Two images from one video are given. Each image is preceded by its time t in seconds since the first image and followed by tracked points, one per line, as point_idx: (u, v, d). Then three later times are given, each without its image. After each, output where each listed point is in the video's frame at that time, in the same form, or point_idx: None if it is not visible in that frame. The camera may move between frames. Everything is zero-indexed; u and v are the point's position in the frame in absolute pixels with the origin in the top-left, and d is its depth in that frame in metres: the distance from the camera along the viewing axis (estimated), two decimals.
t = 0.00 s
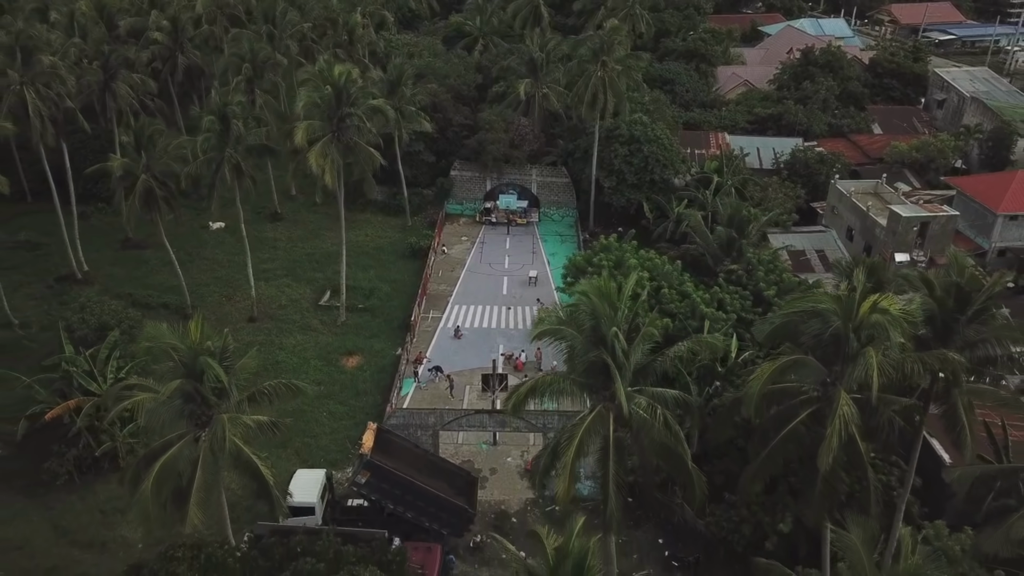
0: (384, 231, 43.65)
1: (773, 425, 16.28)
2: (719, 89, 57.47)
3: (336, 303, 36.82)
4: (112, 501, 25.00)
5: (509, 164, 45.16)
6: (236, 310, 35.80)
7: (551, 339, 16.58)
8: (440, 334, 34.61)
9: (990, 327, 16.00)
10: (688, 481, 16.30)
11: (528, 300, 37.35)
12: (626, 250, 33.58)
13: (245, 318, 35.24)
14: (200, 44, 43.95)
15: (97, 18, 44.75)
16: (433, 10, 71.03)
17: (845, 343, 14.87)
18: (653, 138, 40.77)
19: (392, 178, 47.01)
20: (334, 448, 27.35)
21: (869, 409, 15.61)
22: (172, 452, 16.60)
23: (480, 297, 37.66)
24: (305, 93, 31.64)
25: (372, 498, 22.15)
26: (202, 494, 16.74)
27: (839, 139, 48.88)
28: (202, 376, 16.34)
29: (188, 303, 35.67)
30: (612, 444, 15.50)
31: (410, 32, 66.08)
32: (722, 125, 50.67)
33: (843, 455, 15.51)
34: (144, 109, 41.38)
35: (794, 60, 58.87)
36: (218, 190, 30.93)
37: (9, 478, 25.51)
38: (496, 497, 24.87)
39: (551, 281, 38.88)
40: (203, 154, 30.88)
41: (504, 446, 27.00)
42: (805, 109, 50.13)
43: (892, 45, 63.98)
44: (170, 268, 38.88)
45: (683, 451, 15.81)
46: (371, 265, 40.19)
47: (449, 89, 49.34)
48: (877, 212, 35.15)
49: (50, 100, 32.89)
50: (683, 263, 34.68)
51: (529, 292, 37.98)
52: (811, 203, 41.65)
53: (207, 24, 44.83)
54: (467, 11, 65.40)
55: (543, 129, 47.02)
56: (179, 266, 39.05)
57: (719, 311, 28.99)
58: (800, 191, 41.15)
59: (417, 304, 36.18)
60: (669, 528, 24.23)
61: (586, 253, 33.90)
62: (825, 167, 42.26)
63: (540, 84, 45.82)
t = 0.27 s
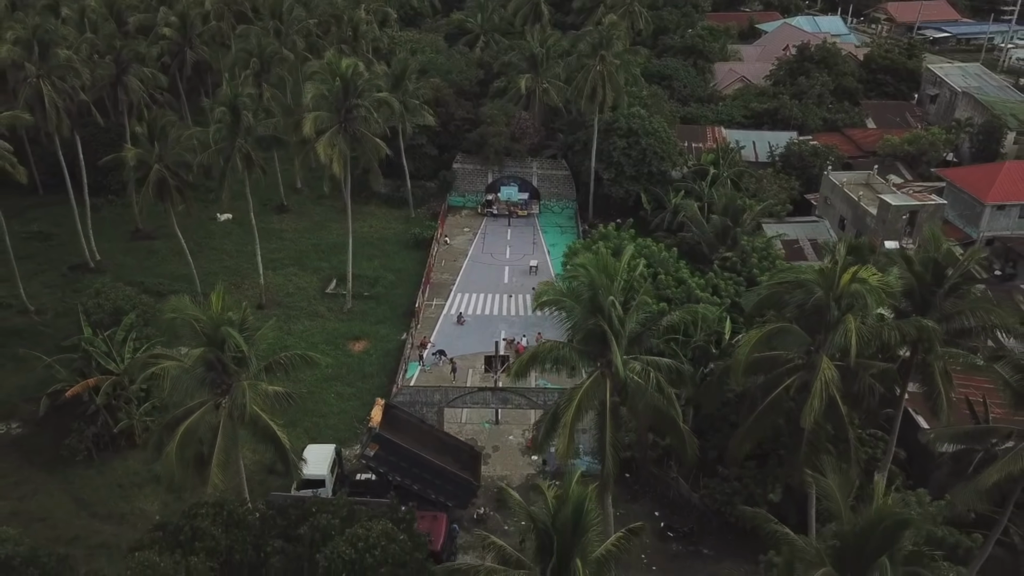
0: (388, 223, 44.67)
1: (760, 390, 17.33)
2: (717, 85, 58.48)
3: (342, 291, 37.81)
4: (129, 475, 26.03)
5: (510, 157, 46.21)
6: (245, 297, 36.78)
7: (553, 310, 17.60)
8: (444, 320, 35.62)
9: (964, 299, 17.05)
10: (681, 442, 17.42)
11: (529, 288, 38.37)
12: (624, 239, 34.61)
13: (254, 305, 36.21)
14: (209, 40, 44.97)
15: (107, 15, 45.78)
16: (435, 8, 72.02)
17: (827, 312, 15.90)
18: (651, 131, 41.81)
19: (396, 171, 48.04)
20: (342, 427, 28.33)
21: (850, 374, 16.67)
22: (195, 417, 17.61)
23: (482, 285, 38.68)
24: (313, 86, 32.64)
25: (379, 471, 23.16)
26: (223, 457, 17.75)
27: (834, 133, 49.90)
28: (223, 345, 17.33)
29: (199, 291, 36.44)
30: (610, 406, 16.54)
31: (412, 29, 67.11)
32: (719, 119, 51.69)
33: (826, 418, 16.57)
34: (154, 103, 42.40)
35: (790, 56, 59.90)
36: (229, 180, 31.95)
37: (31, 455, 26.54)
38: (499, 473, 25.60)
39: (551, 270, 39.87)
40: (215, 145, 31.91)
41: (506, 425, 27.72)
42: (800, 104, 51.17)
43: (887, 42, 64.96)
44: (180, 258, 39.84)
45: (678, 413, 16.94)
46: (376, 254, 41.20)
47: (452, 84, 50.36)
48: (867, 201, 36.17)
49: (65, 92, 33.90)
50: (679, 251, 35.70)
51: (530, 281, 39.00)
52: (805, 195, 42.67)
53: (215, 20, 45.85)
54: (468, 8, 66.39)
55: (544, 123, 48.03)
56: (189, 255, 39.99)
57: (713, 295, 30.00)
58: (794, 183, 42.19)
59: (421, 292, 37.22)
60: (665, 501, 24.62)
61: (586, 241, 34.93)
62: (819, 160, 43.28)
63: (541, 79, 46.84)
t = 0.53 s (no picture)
0: (392, 215, 45.69)
1: (750, 361, 18.32)
2: (714, 81, 59.45)
3: (348, 280, 38.81)
4: (145, 453, 26.99)
5: (512, 151, 47.22)
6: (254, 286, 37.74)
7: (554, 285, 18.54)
8: (447, 308, 36.59)
9: (943, 274, 18.03)
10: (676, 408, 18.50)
11: (531, 278, 39.29)
12: (623, 228, 35.60)
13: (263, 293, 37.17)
14: (217, 36, 45.99)
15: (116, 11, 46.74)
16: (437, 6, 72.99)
17: (812, 285, 16.87)
18: (649, 125, 42.84)
19: (400, 164, 49.05)
20: (350, 408, 29.27)
21: (835, 345, 17.64)
22: (215, 388, 18.60)
23: (484, 275, 39.67)
24: (321, 79, 33.64)
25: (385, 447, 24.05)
26: (242, 425, 18.74)
27: (829, 128, 50.85)
28: (243, 319, 18.32)
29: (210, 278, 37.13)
30: (610, 374, 17.66)
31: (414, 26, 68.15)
32: (716, 114, 52.70)
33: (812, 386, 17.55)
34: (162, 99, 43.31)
35: (787, 53, 60.82)
36: (240, 170, 32.98)
37: (51, 434, 27.50)
38: (501, 451, 26.33)
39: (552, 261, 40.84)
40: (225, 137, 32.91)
41: (509, 406, 28.10)
42: (796, 100, 52.17)
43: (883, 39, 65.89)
44: (189, 249, 40.75)
45: (673, 378, 18.19)
46: (381, 245, 42.20)
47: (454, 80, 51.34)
48: (860, 192, 37.15)
49: (79, 86, 34.85)
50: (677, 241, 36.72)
51: (531, 271, 39.98)
52: (800, 187, 43.65)
53: (223, 17, 46.85)
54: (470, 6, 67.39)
55: (545, 118, 49.02)
56: (198, 246, 40.92)
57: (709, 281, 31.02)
58: (790, 176, 43.15)
59: (425, 281, 38.18)
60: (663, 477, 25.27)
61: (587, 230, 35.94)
62: (814, 153, 44.27)
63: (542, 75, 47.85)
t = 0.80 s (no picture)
0: (396, 208, 46.66)
1: (742, 337, 19.25)
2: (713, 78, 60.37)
3: (354, 270, 39.76)
4: (160, 433, 27.90)
5: (513, 146, 48.19)
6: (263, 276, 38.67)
7: (556, 264, 19.52)
8: (451, 297, 37.52)
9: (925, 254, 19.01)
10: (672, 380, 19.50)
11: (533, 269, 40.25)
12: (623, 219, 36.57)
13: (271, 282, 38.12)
14: (225, 33, 46.96)
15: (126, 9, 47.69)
16: (439, 4, 73.96)
17: (801, 263, 17.82)
18: (647, 120, 43.83)
19: (403, 159, 50.02)
20: (357, 391, 30.19)
21: (823, 320, 18.60)
22: (234, 362, 19.52)
23: (487, 265, 40.62)
24: (329, 73, 34.61)
25: (390, 424, 24.74)
26: (259, 399, 19.68)
27: (825, 123, 51.79)
28: (260, 297, 19.24)
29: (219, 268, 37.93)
30: (610, 346, 18.64)
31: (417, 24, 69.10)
32: (714, 110, 53.65)
33: (800, 359, 18.51)
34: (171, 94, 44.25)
35: (784, 50, 61.73)
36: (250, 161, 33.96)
37: (68, 416, 28.38)
38: (505, 433, 26.92)
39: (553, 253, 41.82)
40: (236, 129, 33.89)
41: (511, 390, 28.93)
42: (792, 96, 53.12)
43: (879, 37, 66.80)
44: (198, 240, 41.66)
45: (669, 350, 19.25)
46: (386, 237, 43.15)
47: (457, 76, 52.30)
48: (853, 184, 38.09)
49: (93, 80, 35.82)
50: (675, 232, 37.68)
51: (533, 262, 40.93)
52: (796, 181, 44.60)
53: (230, 14, 47.81)
54: (472, 5, 68.36)
55: (546, 113, 49.99)
56: (207, 237, 41.83)
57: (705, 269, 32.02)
58: (785, 169, 44.10)
59: (429, 271, 39.12)
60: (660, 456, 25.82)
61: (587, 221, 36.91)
62: (809, 148, 45.23)
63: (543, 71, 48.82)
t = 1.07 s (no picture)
0: (401, 202, 47.57)
1: (737, 315, 20.15)
2: (711, 75, 61.26)
3: (360, 261, 40.65)
4: (175, 416, 28.77)
5: (515, 141, 49.12)
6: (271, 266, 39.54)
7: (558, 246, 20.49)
8: (455, 287, 38.40)
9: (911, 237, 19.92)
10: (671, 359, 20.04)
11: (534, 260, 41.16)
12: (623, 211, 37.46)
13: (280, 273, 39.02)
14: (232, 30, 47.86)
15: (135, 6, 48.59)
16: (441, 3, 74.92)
17: (792, 243, 18.73)
18: (647, 115, 44.75)
19: (407, 154, 50.93)
20: (365, 376, 31.08)
21: (813, 298, 19.52)
22: (251, 340, 20.45)
23: (490, 257, 41.51)
24: (336, 68, 35.52)
25: (398, 402, 25.47)
26: (275, 374, 20.65)
27: (822, 118, 52.67)
28: (276, 277, 20.16)
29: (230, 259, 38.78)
30: (610, 323, 19.64)
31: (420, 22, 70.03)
32: (712, 106, 54.57)
33: (791, 337, 19.42)
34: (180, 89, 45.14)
35: (781, 47, 62.62)
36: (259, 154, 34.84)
37: (85, 399, 29.21)
38: (508, 415, 27.43)
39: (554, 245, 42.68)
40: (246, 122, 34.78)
41: (514, 375, 29.40)
42: (790, 92, 54.03)
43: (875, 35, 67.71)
44: (206, 232, 42.51)
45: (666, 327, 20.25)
46: (391, 230, 44.04)
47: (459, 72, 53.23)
48: (848, 177, 38.96)
49: (105, 75, 36.71)
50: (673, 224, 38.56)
51: (534, 254, 41.82)
52: (793, 174, 45.49)
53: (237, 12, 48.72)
54: (473, 3, 69.18)
55: (547, 109, 50.91)
56: (216, 229, 42.68)
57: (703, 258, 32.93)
58: (782, 163, 45.00)
59: (434, 262, 40.01)
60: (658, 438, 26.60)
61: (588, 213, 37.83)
62: (805, 142, 46.14)
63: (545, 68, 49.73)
